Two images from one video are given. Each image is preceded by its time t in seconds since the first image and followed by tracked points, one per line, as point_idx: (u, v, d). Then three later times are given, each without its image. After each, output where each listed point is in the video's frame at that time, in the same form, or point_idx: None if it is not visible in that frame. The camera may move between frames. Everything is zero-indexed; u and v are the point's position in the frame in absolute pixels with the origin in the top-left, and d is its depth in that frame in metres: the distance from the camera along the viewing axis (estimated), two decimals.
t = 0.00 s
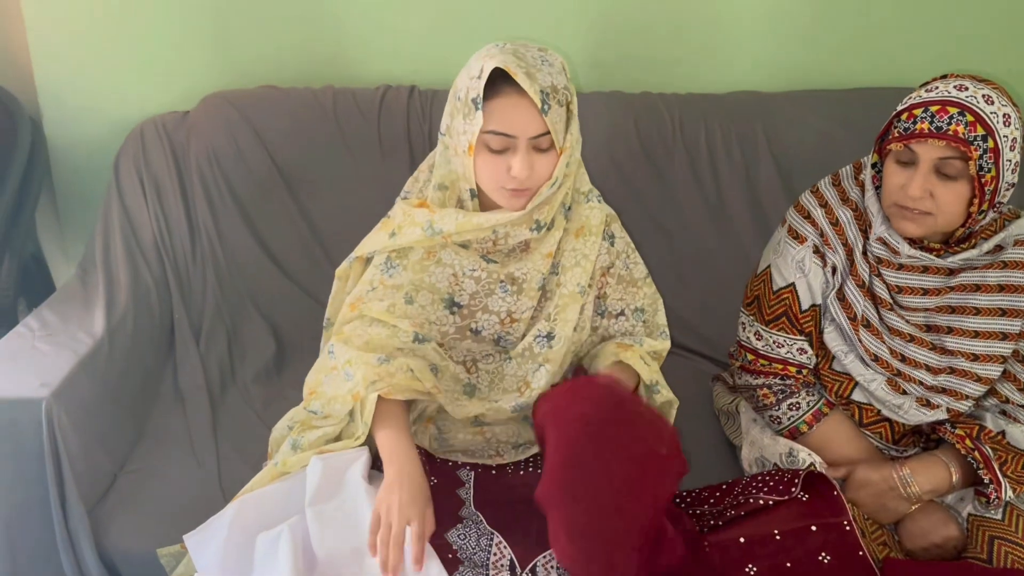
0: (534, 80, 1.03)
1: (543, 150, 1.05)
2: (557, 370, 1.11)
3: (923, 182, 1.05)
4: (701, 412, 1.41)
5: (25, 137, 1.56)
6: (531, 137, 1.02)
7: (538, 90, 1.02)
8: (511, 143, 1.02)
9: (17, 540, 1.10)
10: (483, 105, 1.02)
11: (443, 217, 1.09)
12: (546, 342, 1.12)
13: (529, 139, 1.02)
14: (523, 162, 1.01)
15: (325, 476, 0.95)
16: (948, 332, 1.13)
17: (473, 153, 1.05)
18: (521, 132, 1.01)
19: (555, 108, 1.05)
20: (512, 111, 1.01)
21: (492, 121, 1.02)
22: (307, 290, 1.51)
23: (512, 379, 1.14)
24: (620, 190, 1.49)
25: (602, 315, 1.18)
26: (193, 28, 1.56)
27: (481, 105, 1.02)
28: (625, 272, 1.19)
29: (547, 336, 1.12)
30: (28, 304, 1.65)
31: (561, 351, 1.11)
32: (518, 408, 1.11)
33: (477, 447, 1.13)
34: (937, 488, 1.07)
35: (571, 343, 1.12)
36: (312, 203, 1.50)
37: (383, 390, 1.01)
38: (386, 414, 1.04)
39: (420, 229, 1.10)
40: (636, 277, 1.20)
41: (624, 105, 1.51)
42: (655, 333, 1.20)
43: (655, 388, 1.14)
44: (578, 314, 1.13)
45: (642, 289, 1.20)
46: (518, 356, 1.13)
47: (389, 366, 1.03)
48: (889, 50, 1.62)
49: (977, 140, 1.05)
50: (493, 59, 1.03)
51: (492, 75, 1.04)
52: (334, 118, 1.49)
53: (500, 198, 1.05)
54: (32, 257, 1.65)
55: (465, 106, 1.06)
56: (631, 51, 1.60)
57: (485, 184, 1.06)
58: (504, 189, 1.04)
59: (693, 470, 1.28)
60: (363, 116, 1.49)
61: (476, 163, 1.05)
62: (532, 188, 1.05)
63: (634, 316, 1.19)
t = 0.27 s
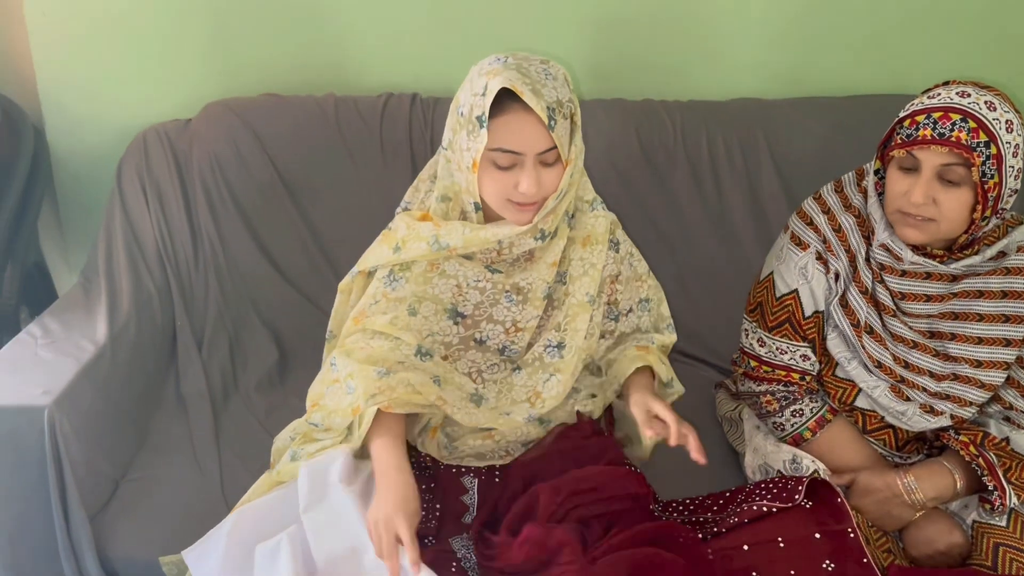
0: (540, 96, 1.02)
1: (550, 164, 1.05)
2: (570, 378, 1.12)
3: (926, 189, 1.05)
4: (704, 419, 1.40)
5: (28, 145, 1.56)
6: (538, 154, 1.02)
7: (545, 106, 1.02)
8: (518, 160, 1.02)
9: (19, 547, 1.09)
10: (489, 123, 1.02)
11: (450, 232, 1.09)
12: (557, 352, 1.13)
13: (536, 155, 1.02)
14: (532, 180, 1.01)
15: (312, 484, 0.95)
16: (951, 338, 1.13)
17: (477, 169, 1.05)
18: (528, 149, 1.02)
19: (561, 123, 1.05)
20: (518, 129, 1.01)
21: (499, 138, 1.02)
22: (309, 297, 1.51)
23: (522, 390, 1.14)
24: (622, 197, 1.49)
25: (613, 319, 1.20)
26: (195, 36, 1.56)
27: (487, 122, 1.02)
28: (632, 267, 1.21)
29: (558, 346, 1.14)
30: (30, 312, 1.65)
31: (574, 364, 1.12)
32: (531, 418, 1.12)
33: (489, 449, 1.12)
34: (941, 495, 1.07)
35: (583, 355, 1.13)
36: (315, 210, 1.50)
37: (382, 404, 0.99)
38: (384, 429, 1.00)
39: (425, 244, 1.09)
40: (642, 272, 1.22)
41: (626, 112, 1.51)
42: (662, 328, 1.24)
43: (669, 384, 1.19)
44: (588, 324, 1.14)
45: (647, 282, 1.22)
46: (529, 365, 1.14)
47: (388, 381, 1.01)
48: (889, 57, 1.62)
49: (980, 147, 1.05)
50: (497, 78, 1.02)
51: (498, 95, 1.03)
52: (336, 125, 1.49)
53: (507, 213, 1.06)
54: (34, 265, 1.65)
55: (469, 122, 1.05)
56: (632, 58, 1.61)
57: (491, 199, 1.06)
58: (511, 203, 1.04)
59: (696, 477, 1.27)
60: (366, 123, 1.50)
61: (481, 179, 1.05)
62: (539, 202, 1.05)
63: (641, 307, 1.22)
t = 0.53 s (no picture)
0: (551, 112, 1.02)
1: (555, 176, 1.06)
2: (563, 373, 1.14)
3: (926, 190, 1.05)
4: (705, 421, 1.40)
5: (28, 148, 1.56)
6: (545, 168, 1.03)
7: (555, 122, 1.01)
8: (524, 172, 1.02)
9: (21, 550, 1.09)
10: (498, 135, 1.02)
11: (449, 235, 1.08)
12: (552, 347, 1.15)
13: (543, 169, 1.03)
14: (539, 193, 1.02)
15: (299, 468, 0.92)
16: (953, 339, 1.13)
17: (483, 178, 1.05)
18: (535, 162, 1.01)
19: (568, 137, 1.05)
20: (526, 142, 1.01)
21: (507, 151, 1.01)
22: (310, 299, 1.51)
23: (510, 380, 1.14)
24: (623, 199, 1.49)
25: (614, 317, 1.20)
26: (196, 38, 1.56)
27: (495, 134, 1.02)
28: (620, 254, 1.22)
29: (554, 341, 1.15)
30: (31, 315, 1.65)
31: (575, 367, 1.15)
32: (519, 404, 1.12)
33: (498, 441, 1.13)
34: (943, 496, 1.06)
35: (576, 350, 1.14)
36: (315, 212, 1.50)
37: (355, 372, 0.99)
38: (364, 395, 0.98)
39: (424, 244, 1.09)
40: (630, 261, 1.25)
41: (626, 114, 1.51)
42: (648, 317, 1.26)
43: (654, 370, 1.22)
44: (587, 323, 1.15)
45: (635, 271, 1.25)
46: (523, 356, 1.14)
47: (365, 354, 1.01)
48: (890, 59, 1.62)
49: (981, 148, 1.05)
50: (511, 93, 1.01)
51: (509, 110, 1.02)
52: (337, 127, 1.49)
53: (509, 221, 1.07)
54: (36, 268, 1.65)
55: (477, 130, 1.05)
56: (633, 60, 1.61)
57: (495, 208, 1.06)
58: (514, 212, 1.05)
59: (698, 478, 1.27)
60: (366, 125, 1.50)
61: (486, 188, 1.05)
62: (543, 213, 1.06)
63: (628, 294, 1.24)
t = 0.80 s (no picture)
0: (541, 104, 1.02)
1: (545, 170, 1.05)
2: (549, 371, 1.12)
3: (925, 186, 1.05)
4: (704, 419, 1.40)
5: (26, 147, 1.56)
6: (535, 160, 1.03)
7: (544, 113, 1.02)
8: (514, 164, 1.03)
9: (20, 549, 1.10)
10: (488, 125, 1.02)
11: (441, 230, 1.08)
12: (541, 344, 1.14)
13: (533, 161, 1.03)
14: (526, 183, 1.02)
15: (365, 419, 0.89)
16: (951, 336, 1.13)
17: (476, 169, 1.05)
18: (526, 154, 1.02)
19: (559, 130, 1.05)
20: (517, 134, 1.01)
21: (498, 141, 1.02)
22: (308, 297, 1.51)
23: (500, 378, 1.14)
24: (621, 197, 1.49)
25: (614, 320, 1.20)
26: (193, 37, 1.56)
27: (486, 125, 1.02)
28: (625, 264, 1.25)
29: (542, 339, 1.14)
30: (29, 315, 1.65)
31: (565, 366, 1.15)
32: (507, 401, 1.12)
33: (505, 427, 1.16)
34: (942, 493, 1.06)
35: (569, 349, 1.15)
36: (314, 210, 1.50)
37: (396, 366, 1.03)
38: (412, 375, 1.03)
39: (416, 239, 1.09)
40: (632, 269, 1.26)
41: (625, 112, 1.51)
42: (654, 328, 1.27)
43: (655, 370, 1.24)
44: (574, 321, 1.14)
45: (640, 280, 1.26)
46: (511, 355, 1.14)
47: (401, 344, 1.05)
48: (889, 56, 1.62)
49: (979, 144, 1.05)
50: (502, 83, 1.01)
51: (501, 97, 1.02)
52: (335, 124, 1.49)
53: (499, 214, 1.06)
54: (34, 267, 1.65)
55: (469, 123, 1.06)
56: (632, 56, 1.60)
57: (486, 201, 1.06)
58: (503, 205, 1.05)
59: (697, 476, 1.27)
60: (364, 123, 1.50)
61: (478, 180, 1.06)
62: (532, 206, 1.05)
63: (634, 303, 1.27)
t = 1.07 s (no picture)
0: (532, 96, 1.02)
1: (539, 162, 1.05)
2: (548, 370, 1.14)
3: (922, 183, 1.05)
4: (702, 416, 1.40)
5: (23, 145, 1.56)
6: (528, 151, 1.02)
7: (536, 106, 1.01)
8: (508, 158, 1.02)
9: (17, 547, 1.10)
10: (480, 118, 1.02)
11: (438, 231, 1.08)
12: (543, 342, 1.14)
13: (526, 154, 1.02)
14: (521, 178, 1.01)
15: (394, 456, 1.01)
16: (949, 332, 1.13)
17: (471, 164, 1.05)
18: (519, 149, 1.02)
19: (553, 122, 1.04)
20: (510, 127, 1.01)
21: (488, 137, 1.02)
22: (306, 296, 1.50)
23: (506, 374, 1.16)
24: (619, 194, 1.48)
25: (616, 316, 1.19)
26: (191, 34, 1.56)
27: (478, 119, 1.02)
28: (625, 263, 1.23)
29: (544, 337, 1.14)
30: (27, 313, 1.64)
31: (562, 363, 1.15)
32: (508, 403, 1.14)
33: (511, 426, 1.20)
34: (939, 489, 1.07)
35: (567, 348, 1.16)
36: (311, 208, 1.49)
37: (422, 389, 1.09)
38: (442, 398, 1.10)
39: (413, 242, 1.09)
40: (631, 267, 1.23)
41: (623, 109, 1.51)
42: (655, 330, 1.25)
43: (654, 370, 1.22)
44: (573, 317, 1.15)
45: (641, 279, 1.24)
46: (516, 354, 1.15)
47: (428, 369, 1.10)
48: (888, 53, 1.62)
49: (977, 140, 1.04)
50: (491, 76, 1.01)
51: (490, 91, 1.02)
52: (332, 122, 1.49)
53: (496, 210, 1.06)
54: (32, 265, 1.65)
55: (463, 118, 1.05)
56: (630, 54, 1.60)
57: (481, 195, 1.06)
58: (500, 201, 1.04)
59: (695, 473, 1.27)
60: (361, 120, 1.49)
61: (473, 175, 1.06)
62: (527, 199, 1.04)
63: (635, 304, 1.24)
